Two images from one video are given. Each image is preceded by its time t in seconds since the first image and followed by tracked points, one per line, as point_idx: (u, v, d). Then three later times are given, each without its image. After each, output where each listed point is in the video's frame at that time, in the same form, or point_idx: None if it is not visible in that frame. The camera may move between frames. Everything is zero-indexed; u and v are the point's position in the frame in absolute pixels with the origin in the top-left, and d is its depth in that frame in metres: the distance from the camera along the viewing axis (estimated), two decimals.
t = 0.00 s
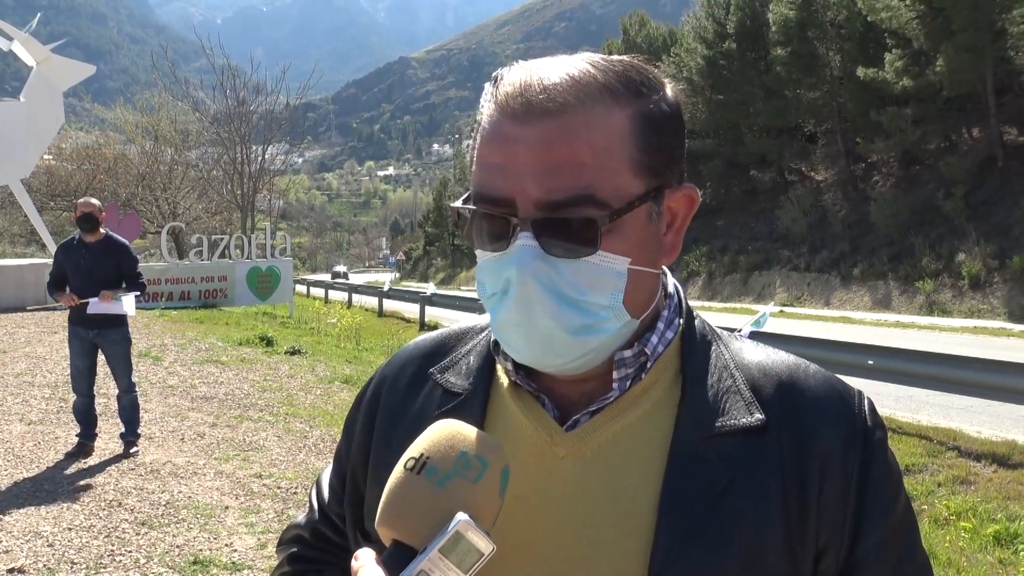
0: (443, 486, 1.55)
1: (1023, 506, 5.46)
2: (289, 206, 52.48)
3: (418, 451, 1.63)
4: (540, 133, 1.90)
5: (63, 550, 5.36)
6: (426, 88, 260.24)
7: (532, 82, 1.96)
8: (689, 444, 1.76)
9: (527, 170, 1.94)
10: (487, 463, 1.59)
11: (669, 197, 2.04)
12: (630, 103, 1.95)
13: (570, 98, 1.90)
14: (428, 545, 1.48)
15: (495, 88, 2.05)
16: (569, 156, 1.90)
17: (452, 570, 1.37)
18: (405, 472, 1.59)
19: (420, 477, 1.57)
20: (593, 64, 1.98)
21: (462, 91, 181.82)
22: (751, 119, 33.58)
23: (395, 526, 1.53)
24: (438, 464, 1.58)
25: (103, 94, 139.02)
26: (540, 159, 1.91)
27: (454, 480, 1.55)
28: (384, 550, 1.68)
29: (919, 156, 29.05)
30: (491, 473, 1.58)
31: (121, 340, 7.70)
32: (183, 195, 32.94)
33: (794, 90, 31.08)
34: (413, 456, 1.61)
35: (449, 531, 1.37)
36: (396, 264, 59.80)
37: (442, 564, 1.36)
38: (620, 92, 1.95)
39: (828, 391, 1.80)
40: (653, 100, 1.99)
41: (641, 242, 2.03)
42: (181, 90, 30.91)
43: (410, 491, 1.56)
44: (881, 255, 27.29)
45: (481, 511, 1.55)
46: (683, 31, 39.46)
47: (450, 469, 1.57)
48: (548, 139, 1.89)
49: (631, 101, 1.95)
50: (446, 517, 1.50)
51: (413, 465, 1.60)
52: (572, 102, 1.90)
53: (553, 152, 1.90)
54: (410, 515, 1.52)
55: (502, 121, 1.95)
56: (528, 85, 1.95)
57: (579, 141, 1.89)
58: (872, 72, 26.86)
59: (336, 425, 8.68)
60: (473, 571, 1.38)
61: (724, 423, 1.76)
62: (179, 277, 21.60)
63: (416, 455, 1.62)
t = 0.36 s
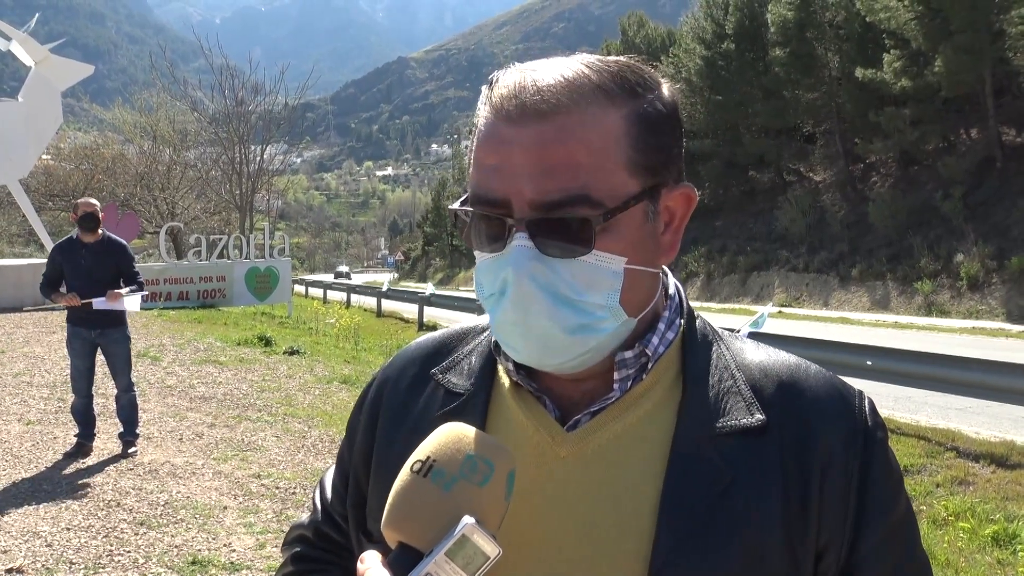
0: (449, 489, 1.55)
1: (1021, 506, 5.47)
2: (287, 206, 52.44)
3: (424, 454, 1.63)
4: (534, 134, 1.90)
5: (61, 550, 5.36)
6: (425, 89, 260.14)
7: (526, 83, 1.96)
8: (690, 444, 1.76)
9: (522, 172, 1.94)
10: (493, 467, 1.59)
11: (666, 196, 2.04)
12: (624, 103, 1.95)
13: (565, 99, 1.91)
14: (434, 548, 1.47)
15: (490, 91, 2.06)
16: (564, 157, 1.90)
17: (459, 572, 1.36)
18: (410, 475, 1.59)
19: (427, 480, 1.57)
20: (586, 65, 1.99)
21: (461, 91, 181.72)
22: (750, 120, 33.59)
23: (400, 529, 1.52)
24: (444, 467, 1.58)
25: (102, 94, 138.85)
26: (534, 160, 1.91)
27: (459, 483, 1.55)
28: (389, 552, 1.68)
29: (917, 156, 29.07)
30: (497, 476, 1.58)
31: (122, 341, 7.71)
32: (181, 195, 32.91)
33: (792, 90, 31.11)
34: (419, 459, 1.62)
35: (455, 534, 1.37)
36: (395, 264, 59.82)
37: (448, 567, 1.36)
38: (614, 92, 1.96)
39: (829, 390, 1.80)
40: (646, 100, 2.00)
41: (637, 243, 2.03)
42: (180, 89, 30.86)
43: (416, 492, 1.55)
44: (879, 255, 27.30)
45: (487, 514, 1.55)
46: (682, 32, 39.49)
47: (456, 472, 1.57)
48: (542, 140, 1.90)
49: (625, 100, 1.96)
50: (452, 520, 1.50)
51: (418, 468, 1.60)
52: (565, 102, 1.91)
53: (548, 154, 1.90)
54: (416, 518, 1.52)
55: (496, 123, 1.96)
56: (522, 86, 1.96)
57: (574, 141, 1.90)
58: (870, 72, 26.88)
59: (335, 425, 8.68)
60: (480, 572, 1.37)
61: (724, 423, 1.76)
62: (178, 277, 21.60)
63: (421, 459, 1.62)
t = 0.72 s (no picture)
0: (449, 489, 1.55)
1: (1020, 508, 5.47)
2: (287, 206, 52.42)
3: (425, 454, 1.63)
4: (522, 137, 1.91)
5: (60, 549, 5.35)
6: (424, 89, 260.19)
7: (516, 85, 1.97)
8: (687, 444, 1.77)
9: (511, 173, 1.95)
10: (493, 467, 1.59)
11: (660, 195, 2.03)
12: (616, 103, 1.95)
13: (555, 100, 1.91)
14: (432, 547, 1.48)
15: (483, 93, 2.07)
16: (554, 156, 1.91)
17: (458, 572, 1.36)
18: (411, 475, 1.59)
19: (427, 481, 1.57)
20: (578, 67, 1.99)
21: (462, 91, 181.66)
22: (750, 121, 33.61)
23: (399, 527, 1.53)
24: (445, 466, 1.59)
25: (102, 94, 138.90)
26: (525, 161, 1.92)
27: (459, 483, 1.56)
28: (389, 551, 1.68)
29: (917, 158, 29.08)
30: (496, 475, 1.58)
31: (122, 340, 7.72)
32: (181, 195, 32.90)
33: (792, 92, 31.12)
34: (420, 459, 1.62)
35: (454, 533, 1.37)
36: (395, 264, 59.86)
37: (447, 566, 1.36)
38: (605, 93, 1.96)
39: (828, 393, 1.81)
40: (637, 102, 1.99)
41: (628, 243, 2.03)
42: (179, 89, 30.85)
43: (416, 492, 1.56)
44: (878, 257, 27.30)
45: (486, 512, 1.55)
46: (682, 32, 39.50)
47: (455, 472, 1.58)
48: (532, 141, 1.91)
49: (617, 101, 1.95)
50: (451, 518, 1.50)
51: (419, 467, 1.60)
52: (555, 104, 1.91)
53: (538, 154, 1.91)
54: (416, 518, 1.52)
55: (487, 124, 1.97)
56: (511, 88, 1.97)
57: (563, 142, 1.90)
58: (870, 74, 26.87)
59: (334, 425, 8.68)
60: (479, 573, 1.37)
61: (722, 426, 1.77)
62: (177, 277, 21.61)
63: (422, 458, 1.62)
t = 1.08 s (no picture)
0: (447, 489, 1.54)
1: (1018, 510, 5.48)
2: (285, 206, 52.38)
3: (421, 453, 1.63)
4: (498, 133, 1.95)
5: (58, 548, 5.35)
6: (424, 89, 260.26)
7: (511, 82, 1.99)
8: (681, 444, 1.77)
9: (486, 169, 1.99)
10: (490, 467, 1.59)
11: (646, 205, 2.01)
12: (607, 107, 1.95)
13: (544, 101, 1.92)
14: (428, 546, 1.48)
15: (485, 86, 2.10)
16: (532, 156, 1.93)
17: (454, 572, 1.36)
18: (407, 474, 1.59)
19: (423, 480, 1.57)
20: (576, 68, 1.99)
21: (461, 91, 181.56)
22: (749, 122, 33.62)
23: (395, 526, 1.53)
24: (441, 466, 1.58)
25: (100, 93, 138.80)
26: (510, 158, 1.94)
27: (456, 482, 1.55)
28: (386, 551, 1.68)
29: (915, 160, 29.11)
30: (492, 475, 1.59)
31: (122, 339, 7.72)
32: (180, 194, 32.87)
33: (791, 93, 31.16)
34: (416, 458, 1.62)
35: (450, 533, 1.38)
36: (393, 264, 59.86)
37: (444, 565, 1.36)
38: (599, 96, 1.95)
39: (823, 393, 1.81)
40: (636, 106, 1.98)
41: (606, 249, 2.03)
42: (178, 88, 30.80)
43: (411, 492, 1.56)
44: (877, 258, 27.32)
45: (482, 511, 1.55)
46: (681, 33, 39.53)
47: (452, 471, 1.57)
48: (511, 139, 1.92)
49: (609, 104, 1.95)
50: (447, 517, 1.51)
51: (416, 466, 1.60)
52: (544, 104, 1.92)
53: (521, 152, 1.93)
54: (412, 517, 1.52)
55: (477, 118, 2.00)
56: (503, 84, 1.99)
57: (543, 142, 1.92)
58: (869, 76, 26.88)
59: (332, 425, 8.68)
60: (475, 572, 1.37)
61: (718, 427, 1.77)
62: (176, 276, 21.59)
63: (418, 458, 1.62)
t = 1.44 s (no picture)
0: (444, 488, 1.55)
1: (1019, 510, 5.48)
2: (286, 207, 52.42)
3: (419, 453, 1.63)
4: (511, 133, 1.93)
5: (60, 550, 5.36)
6: (424, 91, 260.44)
7: (509, 81, 1.99)
8: (679, 444, 1.77)
9: (503, 168, 1.97)
10: (488, 465, 1.59)
11: (652, 194, 2.04)
12: (609, 101, 1.96)
13: (550, 97, 1.92)
14: (427, 544, 1.48)
15: (479, 87, 2.10)
16: (544, 153, 1.92)
17: (453, 571, 1.37)
18: (405, 474, 1.60)
19: (421, 479, 1.57)
20: (574, 66, 1.99)
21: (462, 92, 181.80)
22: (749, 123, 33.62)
23: (395, 526, 1.54)
24: (439, 466, 1.58)
25: (102, 94, 139.06)
26: (518, 155, 1.93)
27: (454, 482, 1.55)
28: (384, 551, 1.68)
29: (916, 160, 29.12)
30: (491, 473, 1.58)
31: (126, 340, 7.73)
32: (181, 195, 32.94)
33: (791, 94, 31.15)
34: (414, 458, 1.62)
35: (449, 532, 1.37)
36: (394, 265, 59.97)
37: (442, 565, 1.36)
38: (600, 91, 1.96)
39: (821, 393, 1.81)
40: (631, 100, 1.99)
41: (619, 242, 2.04)
42: (179, 90, 30.84)
43: (410, 491, 1.56)
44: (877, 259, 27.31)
45: (481, 510, 1.55)
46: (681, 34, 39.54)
47: (450, 471, 1.57)
48: (519, 137, 1.92)
49: (611, 98, 1.96)
50: (445, 517, 1.51)
51: (413, 467, 1.60)
52: (551, 100, 1.92)
53: (530, 149, 1.92)
54: (413, 518, 1.52)
55: (480, 120, 1.99)
56: (504, 83, 1.99)
57: (553, 137, 1.91)
58: (869, 76, 26.88)
59: (333, 427, 8.68)
60: (474, 571, 1.38)
61: (715, 427, 1.78)
62: (177, 277, 21.63)
63: (416, 457, 1.62)
